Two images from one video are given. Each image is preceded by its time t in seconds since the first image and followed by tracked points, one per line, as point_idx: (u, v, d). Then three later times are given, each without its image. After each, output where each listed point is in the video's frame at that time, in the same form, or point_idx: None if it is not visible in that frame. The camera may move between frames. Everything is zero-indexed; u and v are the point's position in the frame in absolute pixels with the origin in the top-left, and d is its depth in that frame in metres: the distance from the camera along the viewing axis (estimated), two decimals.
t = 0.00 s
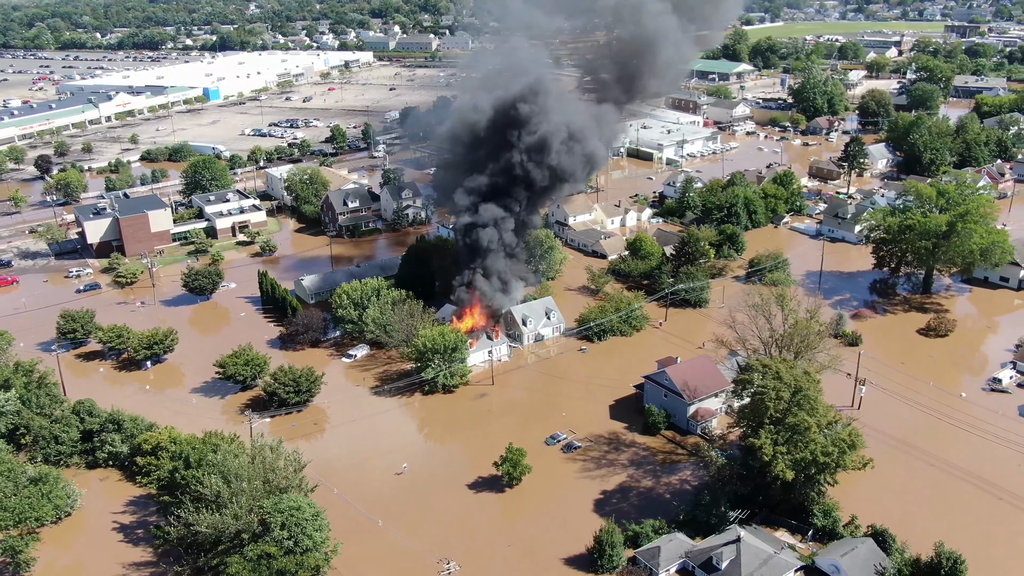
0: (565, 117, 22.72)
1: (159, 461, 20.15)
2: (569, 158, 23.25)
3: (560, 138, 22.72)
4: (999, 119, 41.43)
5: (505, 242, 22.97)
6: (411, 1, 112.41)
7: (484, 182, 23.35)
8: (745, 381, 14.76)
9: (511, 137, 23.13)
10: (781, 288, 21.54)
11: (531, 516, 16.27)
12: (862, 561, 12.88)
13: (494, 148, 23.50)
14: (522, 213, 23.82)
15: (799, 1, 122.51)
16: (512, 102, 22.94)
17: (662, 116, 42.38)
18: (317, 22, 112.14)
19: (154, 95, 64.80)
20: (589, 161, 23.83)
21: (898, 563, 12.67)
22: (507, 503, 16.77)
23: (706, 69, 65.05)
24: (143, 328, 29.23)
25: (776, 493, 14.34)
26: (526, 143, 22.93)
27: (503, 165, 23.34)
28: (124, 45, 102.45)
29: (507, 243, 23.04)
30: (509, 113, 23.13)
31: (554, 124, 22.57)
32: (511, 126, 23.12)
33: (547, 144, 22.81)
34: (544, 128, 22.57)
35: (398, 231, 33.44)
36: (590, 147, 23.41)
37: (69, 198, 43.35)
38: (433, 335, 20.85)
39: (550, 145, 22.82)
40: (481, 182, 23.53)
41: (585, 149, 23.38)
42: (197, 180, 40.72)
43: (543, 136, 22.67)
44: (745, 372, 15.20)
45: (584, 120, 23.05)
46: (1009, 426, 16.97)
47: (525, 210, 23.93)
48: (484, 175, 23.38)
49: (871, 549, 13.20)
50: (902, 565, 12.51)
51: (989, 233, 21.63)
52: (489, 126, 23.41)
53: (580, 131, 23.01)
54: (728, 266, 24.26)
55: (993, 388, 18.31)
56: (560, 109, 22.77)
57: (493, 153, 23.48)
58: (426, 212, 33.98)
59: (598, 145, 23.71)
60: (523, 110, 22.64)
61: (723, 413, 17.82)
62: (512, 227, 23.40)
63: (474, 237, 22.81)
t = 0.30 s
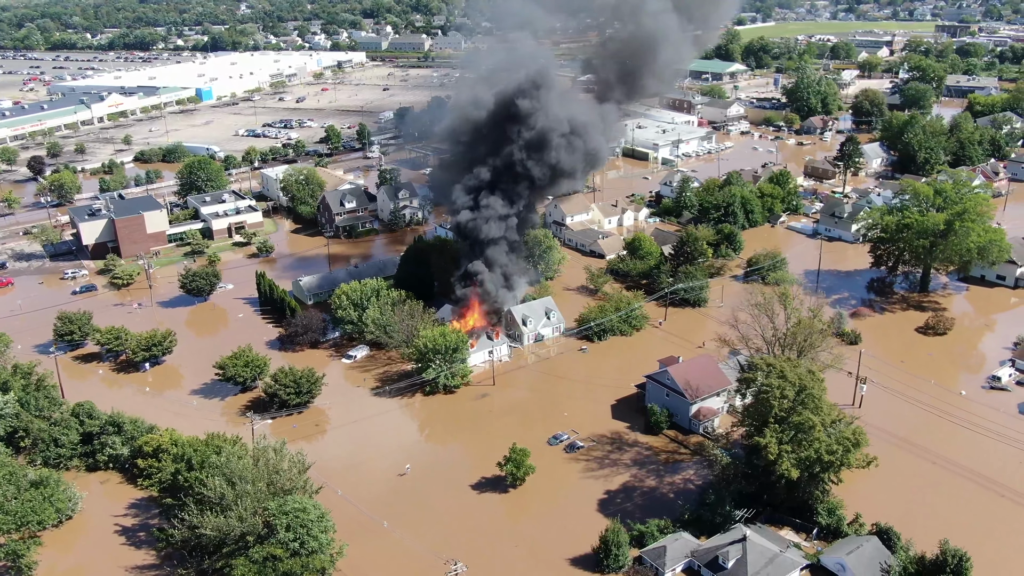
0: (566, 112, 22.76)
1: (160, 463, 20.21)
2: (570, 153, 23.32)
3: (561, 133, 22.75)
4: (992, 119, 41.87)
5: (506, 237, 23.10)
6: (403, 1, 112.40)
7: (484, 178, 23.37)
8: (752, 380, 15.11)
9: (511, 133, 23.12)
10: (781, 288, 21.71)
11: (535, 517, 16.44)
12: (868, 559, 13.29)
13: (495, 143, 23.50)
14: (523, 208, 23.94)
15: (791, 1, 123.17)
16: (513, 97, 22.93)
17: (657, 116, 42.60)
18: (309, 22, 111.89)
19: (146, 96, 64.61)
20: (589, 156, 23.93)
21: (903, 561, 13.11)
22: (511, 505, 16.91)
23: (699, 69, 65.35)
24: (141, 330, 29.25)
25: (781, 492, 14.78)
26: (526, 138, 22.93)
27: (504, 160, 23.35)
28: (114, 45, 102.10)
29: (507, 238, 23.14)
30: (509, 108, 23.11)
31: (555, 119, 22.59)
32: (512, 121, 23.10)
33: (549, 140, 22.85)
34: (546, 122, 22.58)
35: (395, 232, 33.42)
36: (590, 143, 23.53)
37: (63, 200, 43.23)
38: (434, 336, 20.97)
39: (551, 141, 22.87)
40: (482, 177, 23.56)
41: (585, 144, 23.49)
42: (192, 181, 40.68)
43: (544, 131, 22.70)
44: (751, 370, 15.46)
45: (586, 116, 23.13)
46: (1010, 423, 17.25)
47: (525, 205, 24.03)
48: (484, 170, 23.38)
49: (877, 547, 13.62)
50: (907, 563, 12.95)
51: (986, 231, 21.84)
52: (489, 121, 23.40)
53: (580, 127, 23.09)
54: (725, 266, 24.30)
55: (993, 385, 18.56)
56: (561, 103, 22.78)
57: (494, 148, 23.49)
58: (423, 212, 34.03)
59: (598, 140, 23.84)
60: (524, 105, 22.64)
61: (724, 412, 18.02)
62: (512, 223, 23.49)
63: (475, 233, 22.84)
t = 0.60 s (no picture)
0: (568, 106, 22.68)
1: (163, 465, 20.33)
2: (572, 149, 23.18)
3: (562, 128, 22.66)
4: (985, 118, 42.41)
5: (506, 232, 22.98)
6: (395, 2, 112.51)
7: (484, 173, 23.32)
8: (762, 380, 15.59)
9: (511, 127, 23.12)
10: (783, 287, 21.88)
11: (539, 517, 16.67)
12: (872, 557, 13.92)
13: (495, 137, 23.50)
14: (524, 205, 23.85)
15: (782, 2, 123.95)
16: (513, 91, 22.91)
17: (653, 116, 42.88)
18: (300, 23, 111.65)
19: (139, 97, 64.42)
20: (592, 153, 23.78)
21: (907, 558, 13.77)
22: (515, 505, 17.10)
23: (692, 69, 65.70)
24: (139, 331, 29.29)
25: (785, 490, 15.37)
26: (527, 132, 22.86)
27: (504, 154, 23.31)
28: (104, 45, 101.96)
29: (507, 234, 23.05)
30: (509, 103, 23.14)
31: (557, 113, 22.53)
32: (512, 115, 23.08)
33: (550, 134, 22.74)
34: (546, 116, 22.50)
35: (392, 232, 33.45)
36: (593, 138, 23.38)
37: (57, 201, 43.12)
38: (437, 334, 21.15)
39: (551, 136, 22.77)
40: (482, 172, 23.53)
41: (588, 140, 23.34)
42: (188, 183, 40.69)
43: (545, 125, 22.61)
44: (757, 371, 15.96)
45: (590, 111, 23.03)
46: (1009, 419, 17.55)
47: (526, 201, 23.94)
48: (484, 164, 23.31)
49: (881, 544, 14.23)
50: (911, 560, 13.61)
51: (982, 230, 22.14)
52: (490, 115, 23.45)
53: (582, 122, 22.96)
54: (723, 265, 24.48)
55: (992, 383, 18.81)
56: (562, 97, 22.72)
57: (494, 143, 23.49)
58: (421, 213, 34.12)
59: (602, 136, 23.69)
60: (525, 99, 22.60)
61: (726, 411, 18.27)
62: (513, 219, 23.39)
63: (475, 229, 22.75)
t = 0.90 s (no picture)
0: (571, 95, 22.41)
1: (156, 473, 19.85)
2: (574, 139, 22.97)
3: (564, 118, 22.45)
4: (990, 113, 42.22)
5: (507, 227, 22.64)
6: None
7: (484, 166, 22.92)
8: (772, 382, 15.24)
9: (511, 118, 22.85)
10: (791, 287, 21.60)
11: (545, 523, 16.31)
12: (888, 562, 13.57)
13: (494, 129, 23.16)
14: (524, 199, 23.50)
15: None
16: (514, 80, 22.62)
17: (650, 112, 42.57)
18: (288, 18, 110.40)
19: (122, 94, 63.43)
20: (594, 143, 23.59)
21: (925, 563, 13.47)
22: (520, 511, 16.75)
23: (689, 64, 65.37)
24: (127, 334, 28.71)
25: (798, 494, 15.05)
26: (528, 123, 22.68)
27: (504, 146, 23.06)
28: (86, 41, 100.95)
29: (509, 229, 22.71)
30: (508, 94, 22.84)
31: (559, 102, 22.28)
32: (512, 105, 22.82)
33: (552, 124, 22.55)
34: (548, 105, 22.27)
35: (386, 232, 32.90)
36: (597, 129, 23.16)
37: (39, 201, 42.30)
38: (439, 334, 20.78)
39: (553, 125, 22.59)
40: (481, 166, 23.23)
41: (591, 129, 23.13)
42: (175, 181, 40.02)
43: (547, 115, 22.42)
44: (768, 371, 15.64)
45: (595, 102, 22.73)
46: (1022, 421, 17.31)
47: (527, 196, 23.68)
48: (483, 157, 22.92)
49: (897, 549, 13.87)
50: (929, 565, 13.34)
51: (992, 227, 21.94)
52: (489, 106, 23.07)
53: (586, 112, 22.69)
54: (727, 264, 24.24)
55: (1004, 384, 18.58)
56: (564, 87, 22.46)
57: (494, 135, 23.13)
58: (414, 211, 33.55)
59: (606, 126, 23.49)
60: (527, 88, 22.30)
61: (735, 413, 17.89)
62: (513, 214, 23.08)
63: (476, 223, 22.39)
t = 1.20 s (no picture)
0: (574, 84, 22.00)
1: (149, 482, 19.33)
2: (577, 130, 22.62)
3: (566, 108, 22.13)
4: (996, 107, 41.98)
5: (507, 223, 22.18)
6: None
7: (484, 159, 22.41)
8: (784, 383, 14.84)
9: (511, 110, 22.48)
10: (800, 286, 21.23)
11: (552, 530, 15.92)
12: (906, 567, 13.11)
13: (493, 121, 22.71)
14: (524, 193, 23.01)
15: None
16: (514, 70, 22.21)
17: (648, 108, 42.18)
18: (273, 12, 109.14)
19: (104, 90, 62.43)
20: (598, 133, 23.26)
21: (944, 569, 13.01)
22: (526, 518, 16.36)
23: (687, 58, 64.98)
24: (115, 338, 28.08)
25: (812, 499, 14.65)
26: (528, 114, 22.33)
27: (504, 138, 22.62)
28: (63, 35, 99.57)
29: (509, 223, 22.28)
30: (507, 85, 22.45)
31: (562, 92, 21.90)
32: (512, 96, 22.43)
33: (554, 114, 22.20)
34: (549, 96, 21.91)
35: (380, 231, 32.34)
36: (600, 119, 22.83)
37: (20, 200, 41.40)
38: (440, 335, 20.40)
39: (556, 115, 22.25)
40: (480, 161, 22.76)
41: (595, 118, 22.79)
42: (162, 179, 39.27)
43: (549, 105, 22.07)
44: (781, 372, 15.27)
45: (598, 93, 22.35)
46: None
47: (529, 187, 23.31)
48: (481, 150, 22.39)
49: (916, 554, 13.40)
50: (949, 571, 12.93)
51: (1003, 223, 21.73)
52: (488, 97, 22.60)
53: (590, 101, 22.31)
54: (732, 262, 23.96)
55: (1017, 384, 18.34)
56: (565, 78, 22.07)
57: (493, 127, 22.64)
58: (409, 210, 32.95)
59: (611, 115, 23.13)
60: (528, 77, 21.89)
61: (744, 416, 17.49)
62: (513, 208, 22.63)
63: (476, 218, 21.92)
